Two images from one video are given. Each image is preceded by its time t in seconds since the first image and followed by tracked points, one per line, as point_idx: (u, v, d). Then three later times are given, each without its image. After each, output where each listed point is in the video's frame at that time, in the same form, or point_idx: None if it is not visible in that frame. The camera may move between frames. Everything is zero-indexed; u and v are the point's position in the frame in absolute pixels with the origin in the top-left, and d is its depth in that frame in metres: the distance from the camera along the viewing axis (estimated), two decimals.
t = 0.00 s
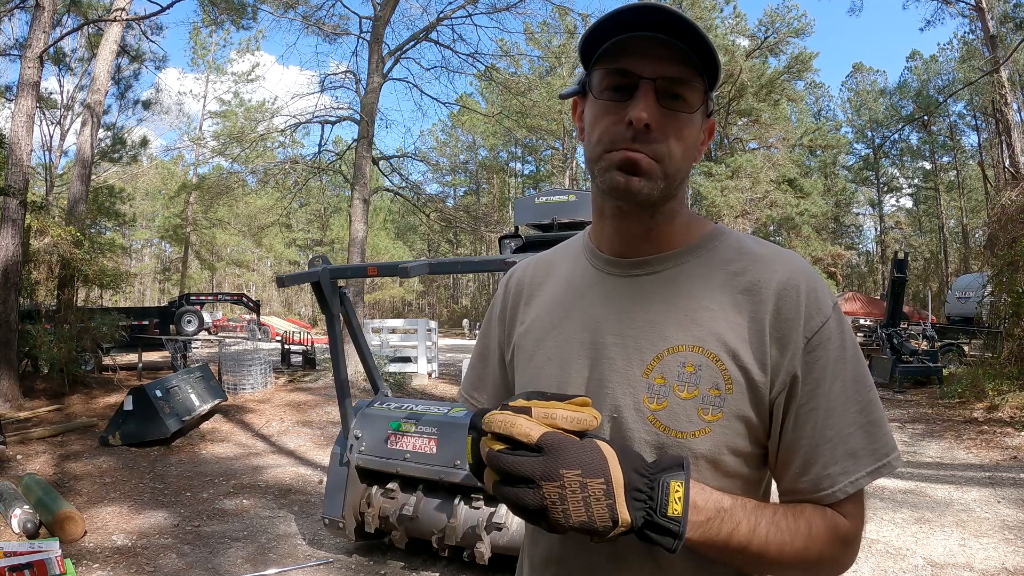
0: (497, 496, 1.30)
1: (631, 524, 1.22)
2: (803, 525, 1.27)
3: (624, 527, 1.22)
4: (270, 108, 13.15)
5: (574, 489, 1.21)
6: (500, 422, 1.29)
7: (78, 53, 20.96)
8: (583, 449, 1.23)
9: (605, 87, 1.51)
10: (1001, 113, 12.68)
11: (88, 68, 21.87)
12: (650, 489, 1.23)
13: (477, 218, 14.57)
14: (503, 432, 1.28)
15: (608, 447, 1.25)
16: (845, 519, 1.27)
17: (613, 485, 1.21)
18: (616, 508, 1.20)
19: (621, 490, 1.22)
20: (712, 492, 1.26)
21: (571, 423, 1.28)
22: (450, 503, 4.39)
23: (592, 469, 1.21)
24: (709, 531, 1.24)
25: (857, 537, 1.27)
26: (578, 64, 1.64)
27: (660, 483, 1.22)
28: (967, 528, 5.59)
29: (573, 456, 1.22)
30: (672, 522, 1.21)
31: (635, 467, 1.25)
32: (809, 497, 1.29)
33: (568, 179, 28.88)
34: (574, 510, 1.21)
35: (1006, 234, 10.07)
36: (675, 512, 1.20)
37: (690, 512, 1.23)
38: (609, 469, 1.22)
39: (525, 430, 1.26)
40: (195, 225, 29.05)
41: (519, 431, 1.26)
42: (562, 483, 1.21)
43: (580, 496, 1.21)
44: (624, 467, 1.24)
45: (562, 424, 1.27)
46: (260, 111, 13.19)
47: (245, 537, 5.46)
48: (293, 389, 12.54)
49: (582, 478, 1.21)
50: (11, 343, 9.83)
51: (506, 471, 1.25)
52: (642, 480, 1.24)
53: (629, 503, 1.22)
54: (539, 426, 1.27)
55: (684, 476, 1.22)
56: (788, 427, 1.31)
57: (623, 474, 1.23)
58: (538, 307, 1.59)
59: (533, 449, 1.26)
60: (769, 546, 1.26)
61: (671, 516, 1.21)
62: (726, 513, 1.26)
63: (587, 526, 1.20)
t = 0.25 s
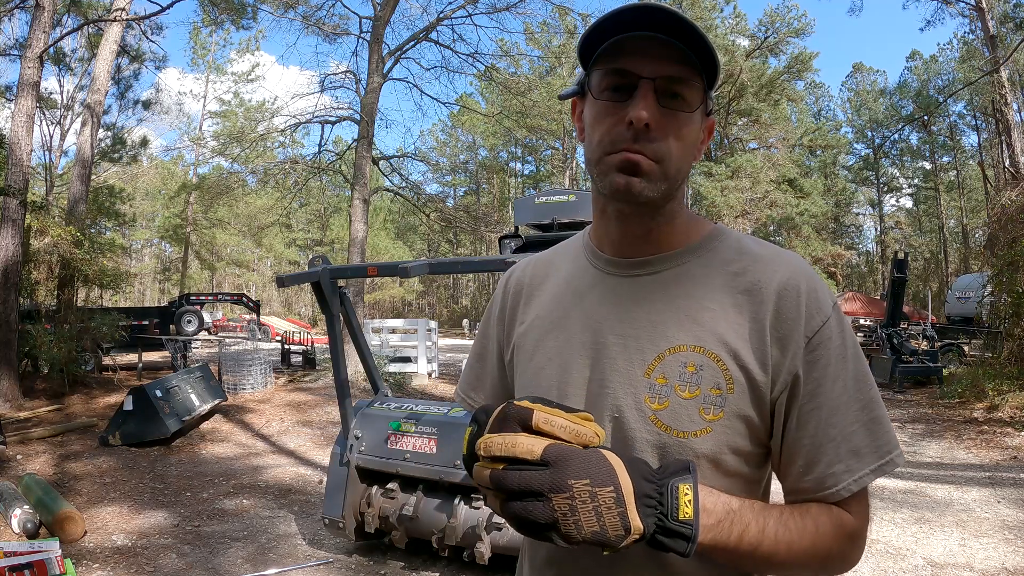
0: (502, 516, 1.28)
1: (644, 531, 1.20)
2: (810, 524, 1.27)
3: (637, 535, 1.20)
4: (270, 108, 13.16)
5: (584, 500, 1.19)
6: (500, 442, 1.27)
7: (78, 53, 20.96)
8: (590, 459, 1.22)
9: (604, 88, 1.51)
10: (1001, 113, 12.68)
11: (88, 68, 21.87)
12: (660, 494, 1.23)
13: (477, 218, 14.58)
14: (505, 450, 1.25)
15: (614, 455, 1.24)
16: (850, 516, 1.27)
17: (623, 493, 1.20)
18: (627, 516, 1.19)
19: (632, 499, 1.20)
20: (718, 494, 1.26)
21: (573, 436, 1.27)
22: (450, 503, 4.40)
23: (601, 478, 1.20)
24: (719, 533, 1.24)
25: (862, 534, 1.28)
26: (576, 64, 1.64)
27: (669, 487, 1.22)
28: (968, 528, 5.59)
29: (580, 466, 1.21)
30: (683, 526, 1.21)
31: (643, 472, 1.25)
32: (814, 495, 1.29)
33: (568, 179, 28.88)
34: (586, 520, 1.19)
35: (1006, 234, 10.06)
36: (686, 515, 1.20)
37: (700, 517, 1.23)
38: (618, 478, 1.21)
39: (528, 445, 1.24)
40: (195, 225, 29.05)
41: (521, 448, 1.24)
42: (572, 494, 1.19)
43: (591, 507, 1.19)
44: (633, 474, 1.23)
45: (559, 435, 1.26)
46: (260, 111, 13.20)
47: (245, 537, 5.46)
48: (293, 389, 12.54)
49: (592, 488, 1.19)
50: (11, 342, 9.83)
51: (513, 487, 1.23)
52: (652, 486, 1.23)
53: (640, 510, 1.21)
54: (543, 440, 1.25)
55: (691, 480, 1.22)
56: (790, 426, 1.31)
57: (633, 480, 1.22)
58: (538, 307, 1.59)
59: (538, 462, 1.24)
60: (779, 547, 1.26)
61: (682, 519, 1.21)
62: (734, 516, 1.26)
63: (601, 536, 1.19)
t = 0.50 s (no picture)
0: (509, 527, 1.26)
1: (653, 535, 1.20)
2: (812, 523, 1.27)
3: (646, 539, 1.20)
4: (270, 108, 13.16)
5: (592, 504, 1.19)
6: (502, 454, 1.26)
7: (78, 53, 20.95)
8: (596, 464, 1.22)
9: (604, 88, 1.51)
10: (1001, 113, 12.68)
11: (88, 68, 21.85)
12: (667, 497, 1.22)
13: (477, 218, 14.57)
14: (509, 461, 1.25)
15: (619, 459, 1.25)
16: (851, 515, 1.27)
17: (631, 497, 1.20)
18: (635, 520, 1.19)
19: (640, 503, 1.20)
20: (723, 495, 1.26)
21: (567, 442, 1.28)
22: (450, 503, 4.40)
23: (609, 482, 1.20)
24: (725, 534, 1.24)
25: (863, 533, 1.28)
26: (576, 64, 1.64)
27: (675, 489, 1.22)
28: (967, 528, 5.59)
29: (587, 471, 1.21)
30: (691, 527, 1.21)
31: (648, 476, 1.25)
32: (815, 495, 1.29)
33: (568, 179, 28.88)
34: (596, 526, 1.18)
35: (1006, 234, 10.06)
36: (693, 516, 1.21)
37: (707, 517, 1.23)
38: (625, 482, 1.21)
39: (532, 455, 1.24)
40: (195, 225, 29.04)
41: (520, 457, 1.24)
42: (581, 500, 1.19)
43: (600, 512, 1.19)
44: (640, 477, 1.23)
45: (542, 433, 1.28)
46: (260, 111, 13.19)
47: (244, 537, 5.46)
48: (293, 389, 12.54)
49: (601, 493, 1.19)
50: (11, 342, 9.83)
51: (519, 497, 1.22)
52: (658, 489, 1.23)
53: (648, 513, 1.21)
54: (546, 448, 1.25)
55: (696, 482, 1.23)
56: (791, 426, 1.31)
57: (640, 484, 1.22)
58: (538, 308, 1.59)
59: (544, 471, 1.23)
60: (784, 548, 1.26)
61: (690, 520, 1.21)
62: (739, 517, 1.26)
63: (611, 542, 1.18)
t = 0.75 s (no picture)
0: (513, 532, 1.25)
1: (657, 534, 1.20)
2: (813, 521, 1.27)
3: (651, 539, 1.19)
4: (270, 108, 13.17)
5: (597, 505, 1.19)
6: (504, 459, 1.26)
7: (78, 53, 20.94)
8: (600, 464, 1.22)
9: (604, 88, 1.51)
10: (1000, 113, 12.68)
11: (88, 68, 21.84)
12: (671, 496, 1.22)
13: (477, 218, 14.57)
14: (511, 465, 1.24)
15: (623, 459, 1.25)
16: (851, 514, 1.28)
17: (635, 497, 1.20)
18: (640, 519, 1.19)
19: (644, 502, 1.20)
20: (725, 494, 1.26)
21: (565, 444, 1.29)
22: (450, 503, 4.40)
23: (613, 482, 1.20)
24: (728, 533, 1.24)
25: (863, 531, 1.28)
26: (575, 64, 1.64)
27: (679, 489, 1.22)
28: (967, 528, 5.59)
29: (592, 472, 1.21)
30: (695, 525, 1.21)
31: (651, 475, 1.25)
32: (816, 493, 1.29)
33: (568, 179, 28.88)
34: (601, 526, 1.18)
35: (1006, 234, 10.05)
36: (697, 514, 1.21)
37: (711, 514, 1.23)
38: (629, 482, 1.21)
39: (535, 458, 1.24)
40: (195, 225, 29.04)
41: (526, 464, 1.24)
42: (585, 501, 1.19)
43: (605, 512, 1.18)
44: (644, 478, 1.23)
45: (538, 435, 1.28)
46: (260, 111, 13.19)
47: (245, 537, 5.46)
48: (293, 389, 12.54)
49: (605, 493, 1.19)
50: (11, 342, 9.83)
51: (523, 501, 1.21)
52: (662, 489, 1.23)
53: (652, 512, 1.21)
54: (549, 451, 1.25)
55: (700, 481, 1.23)
56: (792, 426, 1.31)
57: (644, 485, 1.22)
58: (539, 309, 1.59)
59: (547, 474, 1.23)
60: (785, 546, 1.25)
61: (694, 519, 1.21)
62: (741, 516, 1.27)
63: (615, 541, 1.18)
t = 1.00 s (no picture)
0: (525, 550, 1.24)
1: (670, 537, 1.19)
2: (819, 518, 1.27)
3: (665, 542, 1.19)
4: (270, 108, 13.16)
5: (610, 513, 1.18)
6: (510, 474, 1.26)
7: (78, 53, 20.94)
8: (609, 470, 1.22)
9: (603, 88, 1.51)
10: (1001, 113, 12.68)
11: (88, 68, 21.82)
12: (680, 500, 1.22)
13: (477, 218, 14.57)
14: (518, 480, 1.24)
15: (631, 463, 1.24)
16: (855, 510, 1.28)
17: (646, 501, 1.19)
18: (654, 523, 1.18)
19: (657, 506, 1.19)
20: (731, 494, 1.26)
21: (573, 457, 1.29)
22: (450, 503, 4.40)
23: (624, 488, 1.19)
24: (738, 534, 1.24)
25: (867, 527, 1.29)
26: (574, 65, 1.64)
27: (688, 492, 1.21)
28: (968, 528, 5.59)
29: (602, 478, 1.21)
30: (706, 525, 1.21)
31: (659, 478, 1.24)
32: (819, 491, 1.29)
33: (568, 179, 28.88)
34: (616, 535, 1.17)
35: (1006, 234, 10.05)
36: (708, 515, 1.21)
37: (719, 515, 1.23)
38: (639, 486, 1.20)
39: (542, 469, 1.23)
40: (195, 225, 29.03)
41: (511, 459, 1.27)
42: (598, 509, 1.18)
43: (618, 519, 1.18)
44: (652, 480, 1.23)
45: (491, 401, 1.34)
46: (260, 111, 13.19)
47: (244, 537, 5.46)
48: (293, 389, 12.53)
49: (617, 499, 1.19)
50: (11, 342, 9.83)
51: (534, 514, 1.21)
52: (671, 493, 1.22)
53: (664, 516, 1.20)
54: (556, 460, 1.25)
55: (707, 481, 1.23)
56: (795, 425, 1.31)
57: (653, 487, 1.21)
58: (539, 310, 1.58)
59: (557, 484, 1.23)
60: (793, 545, 1.25)
61: (705, 520, 1.21)
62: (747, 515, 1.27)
63: (630, 548, 1.17)
